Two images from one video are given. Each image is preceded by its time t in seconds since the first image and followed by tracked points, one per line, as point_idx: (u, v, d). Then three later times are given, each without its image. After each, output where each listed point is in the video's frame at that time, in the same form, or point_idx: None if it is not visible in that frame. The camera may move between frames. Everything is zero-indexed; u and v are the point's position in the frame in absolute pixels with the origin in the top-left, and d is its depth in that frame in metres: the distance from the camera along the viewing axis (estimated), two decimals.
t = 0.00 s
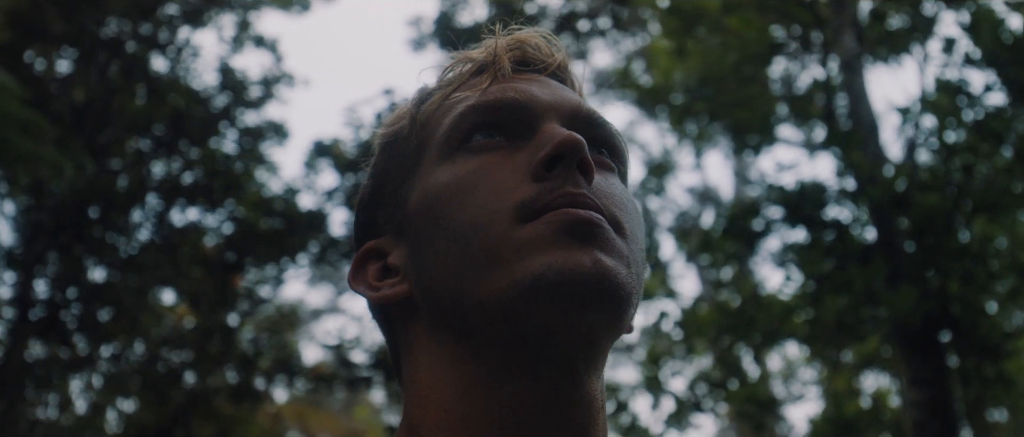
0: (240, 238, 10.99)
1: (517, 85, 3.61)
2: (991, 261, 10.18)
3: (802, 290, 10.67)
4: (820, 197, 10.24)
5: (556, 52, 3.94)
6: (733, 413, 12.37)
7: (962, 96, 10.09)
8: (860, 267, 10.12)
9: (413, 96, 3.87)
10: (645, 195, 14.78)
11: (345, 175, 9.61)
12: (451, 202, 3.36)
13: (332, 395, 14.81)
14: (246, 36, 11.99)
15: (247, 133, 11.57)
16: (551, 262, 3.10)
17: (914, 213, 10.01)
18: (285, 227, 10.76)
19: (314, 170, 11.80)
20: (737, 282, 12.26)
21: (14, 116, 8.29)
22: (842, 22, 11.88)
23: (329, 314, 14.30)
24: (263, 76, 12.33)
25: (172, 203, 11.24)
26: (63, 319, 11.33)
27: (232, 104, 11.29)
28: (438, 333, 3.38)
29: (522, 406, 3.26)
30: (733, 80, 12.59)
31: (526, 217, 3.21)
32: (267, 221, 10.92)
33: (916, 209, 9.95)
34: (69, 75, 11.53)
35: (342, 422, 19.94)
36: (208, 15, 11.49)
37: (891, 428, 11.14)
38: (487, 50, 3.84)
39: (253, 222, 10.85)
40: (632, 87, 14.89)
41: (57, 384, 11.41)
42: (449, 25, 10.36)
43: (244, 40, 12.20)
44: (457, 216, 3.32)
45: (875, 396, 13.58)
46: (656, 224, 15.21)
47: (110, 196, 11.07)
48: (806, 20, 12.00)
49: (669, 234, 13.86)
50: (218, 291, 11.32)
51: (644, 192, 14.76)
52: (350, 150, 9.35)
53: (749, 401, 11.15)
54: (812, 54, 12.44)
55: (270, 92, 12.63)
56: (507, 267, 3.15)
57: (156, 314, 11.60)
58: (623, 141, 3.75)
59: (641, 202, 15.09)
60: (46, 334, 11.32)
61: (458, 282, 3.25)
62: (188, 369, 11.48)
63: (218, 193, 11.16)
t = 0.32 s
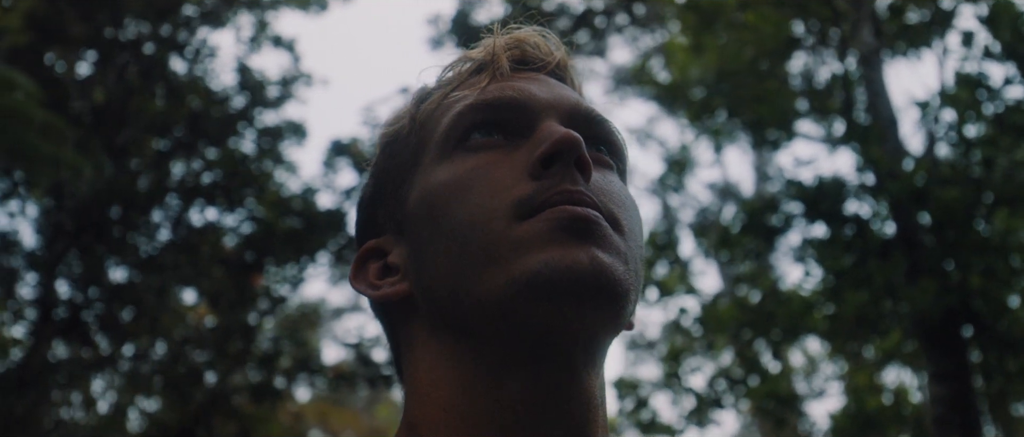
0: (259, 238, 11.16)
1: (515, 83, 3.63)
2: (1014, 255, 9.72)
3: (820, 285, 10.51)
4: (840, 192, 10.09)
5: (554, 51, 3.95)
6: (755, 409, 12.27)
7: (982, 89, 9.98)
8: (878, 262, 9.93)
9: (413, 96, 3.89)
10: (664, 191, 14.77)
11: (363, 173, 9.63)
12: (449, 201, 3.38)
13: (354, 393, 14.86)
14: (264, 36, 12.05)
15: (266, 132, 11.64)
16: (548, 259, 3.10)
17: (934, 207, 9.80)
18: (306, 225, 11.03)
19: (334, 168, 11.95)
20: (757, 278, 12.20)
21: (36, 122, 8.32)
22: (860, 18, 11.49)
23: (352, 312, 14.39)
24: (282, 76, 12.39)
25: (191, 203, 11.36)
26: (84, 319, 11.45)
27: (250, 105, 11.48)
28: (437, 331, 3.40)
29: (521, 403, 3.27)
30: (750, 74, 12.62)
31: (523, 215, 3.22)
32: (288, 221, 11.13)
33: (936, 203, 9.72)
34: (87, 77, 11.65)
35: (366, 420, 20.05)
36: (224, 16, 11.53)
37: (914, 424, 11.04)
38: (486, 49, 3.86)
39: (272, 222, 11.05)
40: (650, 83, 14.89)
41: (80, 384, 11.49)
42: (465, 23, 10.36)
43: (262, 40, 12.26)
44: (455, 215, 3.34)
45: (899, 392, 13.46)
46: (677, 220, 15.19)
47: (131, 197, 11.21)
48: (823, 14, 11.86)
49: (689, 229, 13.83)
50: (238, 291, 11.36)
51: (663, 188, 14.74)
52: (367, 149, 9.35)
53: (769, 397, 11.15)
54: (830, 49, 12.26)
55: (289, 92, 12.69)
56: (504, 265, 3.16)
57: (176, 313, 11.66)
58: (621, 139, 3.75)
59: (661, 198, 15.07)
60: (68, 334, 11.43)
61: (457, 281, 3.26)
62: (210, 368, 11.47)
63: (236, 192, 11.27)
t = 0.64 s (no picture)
0: (278, 239, 11.39)
1: (514, 83, 3.65)
2: None
3: (841, 282, 10.43)
4: (858, 188, 10.09)
5: (554, 51, 3.97)
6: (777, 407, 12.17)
7: (1002, 82, 9.87)
8: (897, 258, 9.83)
9: (414, 97, 3.91)
10: (683, 188, 14.74)
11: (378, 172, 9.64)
12: (448, 201, 3.40)
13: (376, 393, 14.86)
14: (281, 37, 12.12)
15: (284, 134, 11.70)
16: (545, 258, 3.12)
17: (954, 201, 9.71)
18: (322, 225, 11.29)
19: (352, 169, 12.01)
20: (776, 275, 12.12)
21: (57, 126, 8.35)
22: (878, 11, 11.45)
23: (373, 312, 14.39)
24: (299, 77, 12.45)
25: (210, 204, 11.62)
26: (105, 322, 11.51)
27: (270, 108, 11.72)
28: (437, 331, 3.41)
29: (521, 402, 3.28)
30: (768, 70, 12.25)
31: (521, 214, 3.23)
32: (305, 221, 11.36)
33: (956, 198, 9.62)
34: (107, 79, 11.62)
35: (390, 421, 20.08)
36: (240, 19, 11.59)
37: (936, 418, 10.75)
38: (484, 50, 3.88)
39: (290, 221, 11.28)
40: (668, 81, 14.87)
41: (103, 385, 11.56)
42: (479, 21, 10.36)
43: (280, 42, 12.33)
44: (453, 215, 3.36)
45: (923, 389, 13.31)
46: (698, 218, 15.13)
47: (151, 198, 11.41)
48: (840, 10, 11.82)
49: (708, 226, 13.79)
50: (257, 291, 11.37)
51: (682, 185, 14.69)
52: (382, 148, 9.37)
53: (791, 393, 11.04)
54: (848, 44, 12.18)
55: (307, 93, 12.75)
56: (502, 264, 3.18)
57: (196, 315, 11.71)
58: (621, 137, 3.76)
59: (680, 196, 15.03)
60: (90, 336, 11.51)
61: (455, 280, 3.29)
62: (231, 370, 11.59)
63: (254, 193, 11.49)
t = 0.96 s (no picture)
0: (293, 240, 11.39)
1: (513, 84, 3.67)
2: None
3: (858, 281, 10.37)
4: (876, 185, 10.05)
5: (553, 52, 3.99)
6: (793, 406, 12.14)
7: (1020, 78, 9.81)
8: (914, 256, 9.79)
9: (415, 99, 3.93)
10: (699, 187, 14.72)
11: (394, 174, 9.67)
12: (447, 202, 3.41)
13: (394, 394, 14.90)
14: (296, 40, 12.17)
15: (300, 135, 11.75)
16: (542, 257, 3.14)
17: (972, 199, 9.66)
18: (337, 226, 11.31)
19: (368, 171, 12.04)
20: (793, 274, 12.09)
21: (76, 129, 8.39)
22: (894, 8, 11.41)
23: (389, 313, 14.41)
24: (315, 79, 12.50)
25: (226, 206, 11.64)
26: (122, 323, 11.52)
27: (286, 110, 11.78)
28: (438, 331, 3.43)
29: (521, 402, 3.28)
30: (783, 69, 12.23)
31: (519, 214, 3.25)
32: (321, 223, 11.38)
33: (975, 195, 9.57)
34: (124, 82, 11.69)
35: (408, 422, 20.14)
36: (256, 21, 11.65)
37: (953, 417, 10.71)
38: (484, 52, 3.90)
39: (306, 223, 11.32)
40: (684, 80, 14.83)
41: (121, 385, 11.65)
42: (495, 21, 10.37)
43: (295, 44, 12.38)
44: (452, 216, 3.37)
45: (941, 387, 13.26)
46: (715, 217, 15.10)
47: (167, 200, 11.42)
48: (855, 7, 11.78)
49: (724, 225, 13.76)
50: (273, 293, 11.42)
51: (699, 185, 14.68)
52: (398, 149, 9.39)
53: (808, 392, 11.02)
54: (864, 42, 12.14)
55: (323, 94, 12.80)
56: (500, 264, 3.19)
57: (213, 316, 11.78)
58: (620, 138, 3.78)
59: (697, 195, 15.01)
60: (107, 338, 11.51)
61: (454, 280, 3.30)
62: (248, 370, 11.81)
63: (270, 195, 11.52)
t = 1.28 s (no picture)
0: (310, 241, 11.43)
1: (512, 86, 3.69)
2: None
3: (878, 279, 10.29)
4: (893, 183, 10.01)
5: (552, 53, 4.01)
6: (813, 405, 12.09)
7: None
8: (933, 254, 9.73)
9: (415, 102, 3.96)
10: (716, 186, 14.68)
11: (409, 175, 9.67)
12: (445, 204, 3.44)
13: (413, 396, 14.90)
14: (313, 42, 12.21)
15: (316, 138, 11.78)
16: (538, 257, 3.15)
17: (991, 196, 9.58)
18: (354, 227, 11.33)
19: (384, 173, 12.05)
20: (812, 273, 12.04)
21: (97, 132, 8.44)
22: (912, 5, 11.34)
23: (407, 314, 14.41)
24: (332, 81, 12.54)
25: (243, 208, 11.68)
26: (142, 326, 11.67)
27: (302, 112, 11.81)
28: (438, 332, 3.44)
29: (522, 402, 3.29)
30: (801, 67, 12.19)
31: (516, 214, 3.27)
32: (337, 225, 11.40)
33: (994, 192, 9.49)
34: (142, 86, 11.77)
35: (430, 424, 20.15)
36: (272, 24, 11.69)
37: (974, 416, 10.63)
38: (483, 54, 3.92)
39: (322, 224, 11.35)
40: (701, 79, 14.79)
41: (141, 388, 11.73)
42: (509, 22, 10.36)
43: (312, 46, 12.42)
44: (451, 217, 3.40)
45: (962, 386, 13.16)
46: (734, 216, 15.05)
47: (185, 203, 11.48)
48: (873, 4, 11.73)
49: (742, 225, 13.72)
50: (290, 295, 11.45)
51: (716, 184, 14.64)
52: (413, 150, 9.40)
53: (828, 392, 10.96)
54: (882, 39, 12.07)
55: (339, 97, 12.84)
56: (498, 265, 3.21)
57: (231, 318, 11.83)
58: (619, 138, 3.79)
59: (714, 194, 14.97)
60: (126, 340, 11.66)
61: (454, 280, 3.32)
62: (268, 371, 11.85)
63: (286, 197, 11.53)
